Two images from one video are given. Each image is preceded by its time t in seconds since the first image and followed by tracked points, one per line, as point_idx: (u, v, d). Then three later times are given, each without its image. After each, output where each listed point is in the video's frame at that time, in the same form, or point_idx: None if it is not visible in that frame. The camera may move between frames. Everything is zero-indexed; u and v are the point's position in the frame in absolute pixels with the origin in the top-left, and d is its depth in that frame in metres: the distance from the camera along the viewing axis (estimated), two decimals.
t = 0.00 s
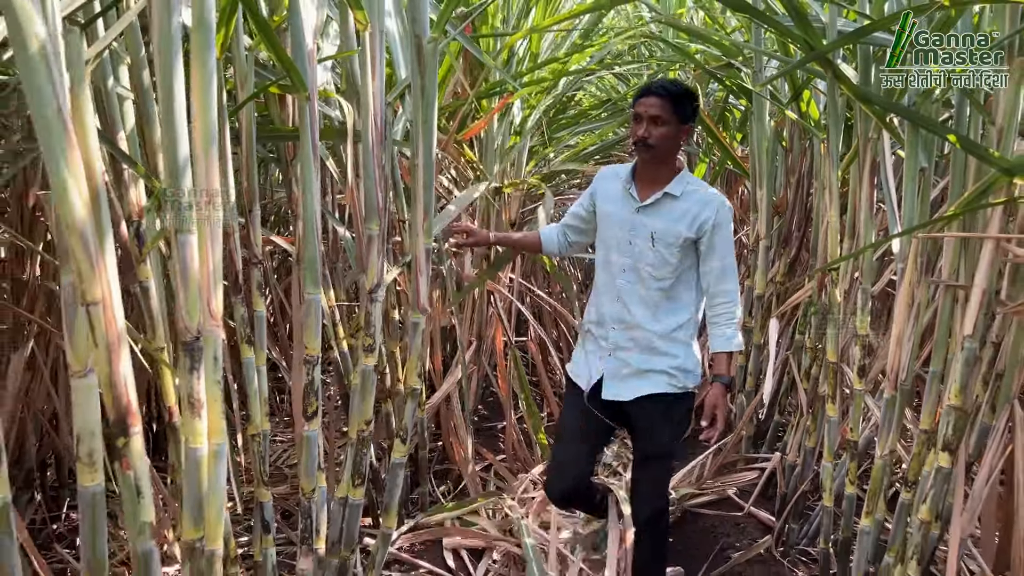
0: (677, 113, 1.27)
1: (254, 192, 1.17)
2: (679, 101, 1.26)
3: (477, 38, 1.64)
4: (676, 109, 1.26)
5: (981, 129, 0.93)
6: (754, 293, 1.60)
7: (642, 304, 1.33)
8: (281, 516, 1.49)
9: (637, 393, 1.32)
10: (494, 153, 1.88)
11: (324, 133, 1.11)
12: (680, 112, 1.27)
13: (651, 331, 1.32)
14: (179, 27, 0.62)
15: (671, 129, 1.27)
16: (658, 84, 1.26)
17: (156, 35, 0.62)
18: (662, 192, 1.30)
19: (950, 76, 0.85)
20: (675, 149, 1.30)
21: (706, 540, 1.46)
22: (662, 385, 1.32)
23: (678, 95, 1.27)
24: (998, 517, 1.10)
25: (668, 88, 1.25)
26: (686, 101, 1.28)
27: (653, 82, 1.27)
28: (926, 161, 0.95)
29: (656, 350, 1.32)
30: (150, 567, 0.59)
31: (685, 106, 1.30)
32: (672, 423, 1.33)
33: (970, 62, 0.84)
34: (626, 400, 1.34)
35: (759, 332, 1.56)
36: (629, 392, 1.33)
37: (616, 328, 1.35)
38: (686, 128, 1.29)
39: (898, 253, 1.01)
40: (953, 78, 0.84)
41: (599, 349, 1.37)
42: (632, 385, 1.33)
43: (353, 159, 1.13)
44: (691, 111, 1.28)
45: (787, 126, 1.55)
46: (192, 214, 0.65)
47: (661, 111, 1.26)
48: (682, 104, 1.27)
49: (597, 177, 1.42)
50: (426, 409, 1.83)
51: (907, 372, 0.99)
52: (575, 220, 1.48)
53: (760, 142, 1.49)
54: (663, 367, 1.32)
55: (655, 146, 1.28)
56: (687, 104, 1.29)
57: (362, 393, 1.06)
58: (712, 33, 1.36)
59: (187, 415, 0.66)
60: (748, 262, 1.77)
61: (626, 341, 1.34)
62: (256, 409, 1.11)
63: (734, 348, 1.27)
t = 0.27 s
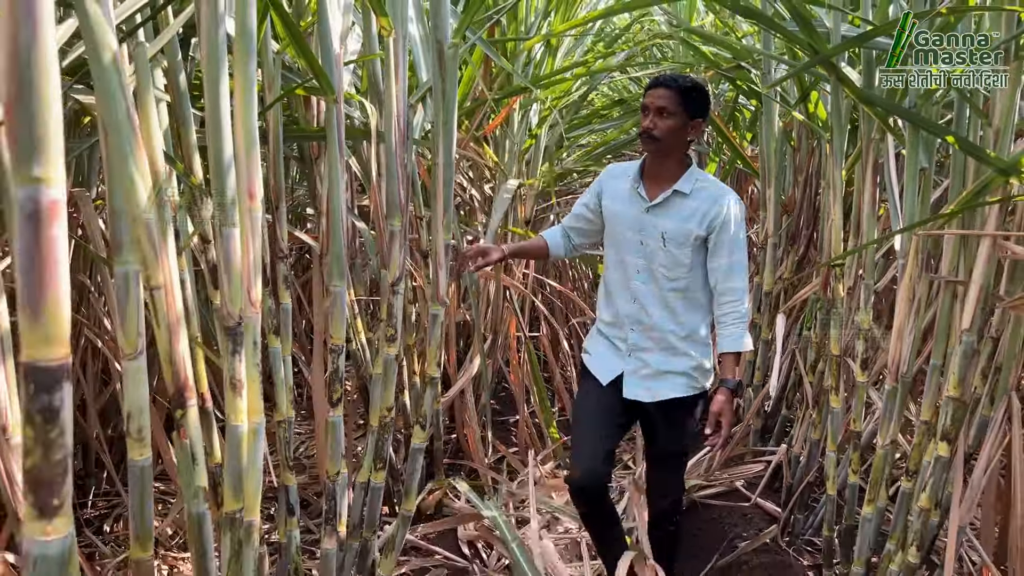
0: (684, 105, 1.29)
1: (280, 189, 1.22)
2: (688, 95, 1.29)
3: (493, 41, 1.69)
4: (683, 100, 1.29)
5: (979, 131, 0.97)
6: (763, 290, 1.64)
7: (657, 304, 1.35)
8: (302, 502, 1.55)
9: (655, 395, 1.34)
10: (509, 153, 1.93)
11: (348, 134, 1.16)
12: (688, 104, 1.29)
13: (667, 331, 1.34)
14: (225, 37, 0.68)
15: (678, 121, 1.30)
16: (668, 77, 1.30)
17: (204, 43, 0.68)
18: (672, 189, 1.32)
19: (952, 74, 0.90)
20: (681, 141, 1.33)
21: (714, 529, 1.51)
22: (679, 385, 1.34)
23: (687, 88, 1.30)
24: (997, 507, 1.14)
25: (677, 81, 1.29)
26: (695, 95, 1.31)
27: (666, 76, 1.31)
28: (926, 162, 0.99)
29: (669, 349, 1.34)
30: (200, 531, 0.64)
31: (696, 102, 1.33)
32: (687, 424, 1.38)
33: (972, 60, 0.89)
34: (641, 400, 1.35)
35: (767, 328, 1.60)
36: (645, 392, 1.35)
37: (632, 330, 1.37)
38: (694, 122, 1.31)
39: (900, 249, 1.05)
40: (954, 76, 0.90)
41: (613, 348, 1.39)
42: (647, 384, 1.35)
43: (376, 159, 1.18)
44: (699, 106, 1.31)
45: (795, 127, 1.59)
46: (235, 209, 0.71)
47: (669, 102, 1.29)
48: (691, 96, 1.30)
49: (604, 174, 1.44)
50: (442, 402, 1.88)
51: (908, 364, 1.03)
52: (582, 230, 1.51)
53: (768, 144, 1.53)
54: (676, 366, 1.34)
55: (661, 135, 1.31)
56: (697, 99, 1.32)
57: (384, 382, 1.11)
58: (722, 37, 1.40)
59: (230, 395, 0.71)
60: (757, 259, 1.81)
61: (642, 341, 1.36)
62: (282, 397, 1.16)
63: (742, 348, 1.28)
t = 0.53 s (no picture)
0: (677, 119, 1.25)
1: (306, 189, 1.26)
2: (681, 109, 1.25)
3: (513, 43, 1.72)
4: (676, 115, 1.25)
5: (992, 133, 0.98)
6: (779, 290, 1.65)
7: (672, 325, 1.29)
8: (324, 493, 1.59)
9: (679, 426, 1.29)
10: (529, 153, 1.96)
11: (372, 134, 1.20)
12: (681, 118, 1.25)
13: (684, 354, 1.29)
14: (259, 43, 0.72)
15: (672, 136, 1.25)
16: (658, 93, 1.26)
17: (238, 50, 0.71)
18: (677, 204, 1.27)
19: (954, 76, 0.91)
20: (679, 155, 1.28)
21: (728, 526, 1.53)
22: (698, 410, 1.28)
23: (679, 102, 1.26)
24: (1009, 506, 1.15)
25: (665, 97, 1.24)
26: (689, 108, 1.26)
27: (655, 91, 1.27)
28: (938, 163, 1.00)
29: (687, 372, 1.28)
30: (232, 513, 0.68)
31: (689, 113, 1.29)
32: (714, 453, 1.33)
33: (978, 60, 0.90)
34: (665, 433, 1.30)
35: (783, 327, 1.61)
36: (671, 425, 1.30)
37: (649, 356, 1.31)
38: (690, 134, 1.27)
39: (912, 250, 1.06)
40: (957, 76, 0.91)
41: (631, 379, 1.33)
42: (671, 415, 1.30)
43: (399, 159, 1.21)
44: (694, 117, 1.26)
45: (813, 128, 1.60)
46: (266, 209, 0.75)
47: (661, 118, 1.25)
48: (683, 110, 1.25)
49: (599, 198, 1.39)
50: (461, 397, 1.91)
51: (919, 363, 1.04)
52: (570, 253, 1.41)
53: (785, 145, 1.55)
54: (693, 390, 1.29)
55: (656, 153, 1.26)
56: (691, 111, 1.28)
57: (405, 375, 1.15)
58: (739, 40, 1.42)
59: (260, 383, 0.75)
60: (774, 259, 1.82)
61: (660, 367, 1.30)
62: (307, 389, 1.20)
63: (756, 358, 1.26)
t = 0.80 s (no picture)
0: (680, 109, 1.22)
1: (329, 186, 1.29)
2: (685, 99, 1.23)
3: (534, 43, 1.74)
4: (679, 104, 1.22)
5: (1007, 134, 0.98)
6: (797, 288, 1.65)
7: (677, 320, 1.26)
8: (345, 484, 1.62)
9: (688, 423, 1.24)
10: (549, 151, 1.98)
11: (392, 133, 1.23)
12: (684, 108, 1.22)
13: (690, 349, 1.25)
14: (281, 46, 0.75)
15: (675, 126, 1.23)
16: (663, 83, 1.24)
17: (262, 53, 0.74)
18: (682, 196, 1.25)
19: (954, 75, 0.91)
20: (682, 147, 1.25)
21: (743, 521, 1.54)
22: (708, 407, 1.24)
23: (684, 93, 1.23)
24: None
25: (670, 86, 1.22)
26: (695, 98, 1.24)
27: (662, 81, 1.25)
28: (951, 163, 1.01)
29: (693, 368, 1.24)
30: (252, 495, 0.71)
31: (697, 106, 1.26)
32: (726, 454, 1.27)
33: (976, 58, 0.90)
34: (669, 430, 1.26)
35: (801, 325, 1.62)
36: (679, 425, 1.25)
37: (651, 352, 1.28)
38: (694, 125, 1.24)
39: (926, 248, 1.07)
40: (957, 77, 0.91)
41: (634, 376, 1.29)
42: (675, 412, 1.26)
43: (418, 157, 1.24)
44: (700, 108, 1.24)
45: (833, 127, 1.60)
46: (287, 205, 0.78)
47: (664, 107, 1.22)
48: (688, 100, 1.23)
49: (606, 185, 1.37)
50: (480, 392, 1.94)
51: (932, 361, 1.04)
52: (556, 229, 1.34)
53: (804, 144, 1.55)
54: (699, 387, 1.24)
55: (658, 143, 1.24)
56: (698, 103, 1.25)
57: (422, 368, 1.17)
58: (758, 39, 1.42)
59: (280, 372, 0.79)
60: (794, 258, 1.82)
61: (664, 364, 1.27)
62: (327, 380, 1.24)
63: (777, 354, 1.22)
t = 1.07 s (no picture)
0: (685, 107, 1.19)
1: (348, 183, 1.32)
2: (693, 96, 1.19)
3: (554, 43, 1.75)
4: (684, 102, 1.18)
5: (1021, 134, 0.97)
6: (817, 287, 1.64)
7: (670, 325, 1.24)
8: (364, 475, 1.65)
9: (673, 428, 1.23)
10: (570, 149, 1.99)
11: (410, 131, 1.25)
12: (689, 106, 1.19)
13: (680, 355, 1.22)
14: (293, 49, 0.77)
15: (677, 125, 1.19)
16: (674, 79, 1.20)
17: (274, 55, 0.77)
18: (682, 196, 1.21)
19: (952, 74, 0.93)
20: (686, 147, 1.21)
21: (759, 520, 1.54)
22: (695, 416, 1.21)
23: (694, 90, 1.20)
24: None
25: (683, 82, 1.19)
26: (704, 97, 1.20)
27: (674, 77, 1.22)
28: (964, 163, 1.00)
29: (681, 374, 1.22)
30: (258, 478, 0.74)
31: (712, 106, 1.22)
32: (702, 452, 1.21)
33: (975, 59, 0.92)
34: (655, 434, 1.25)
35: (820, 325, 1.61)
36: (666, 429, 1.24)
37: (644, 355, 1.27)
38: (700, 124, 1.19)
39: (940, 247, 1.06)
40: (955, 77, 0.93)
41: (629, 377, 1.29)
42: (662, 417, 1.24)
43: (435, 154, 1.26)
44: (708, 107, 1.19)
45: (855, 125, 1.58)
46: (298, 202, 0.80)
47: (669, 104, 1.19)
48: (696, 98, 1.19)
49: (623, 179, 1.37)
50: (499, 387, 1.96)
51: (944, 361, 1.04)
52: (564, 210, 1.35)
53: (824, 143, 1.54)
54: (687, 394, 1.21)
55: (659, 141, 1.20)
56: (710, 102, 1.21)
57: (435, 362, 1.19)
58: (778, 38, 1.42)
59: (290, 363, 0.82)
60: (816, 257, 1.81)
61: (655, 368, 1.25)
62: (344, 372, 1.27)
63: (769, 368, 1.15)
